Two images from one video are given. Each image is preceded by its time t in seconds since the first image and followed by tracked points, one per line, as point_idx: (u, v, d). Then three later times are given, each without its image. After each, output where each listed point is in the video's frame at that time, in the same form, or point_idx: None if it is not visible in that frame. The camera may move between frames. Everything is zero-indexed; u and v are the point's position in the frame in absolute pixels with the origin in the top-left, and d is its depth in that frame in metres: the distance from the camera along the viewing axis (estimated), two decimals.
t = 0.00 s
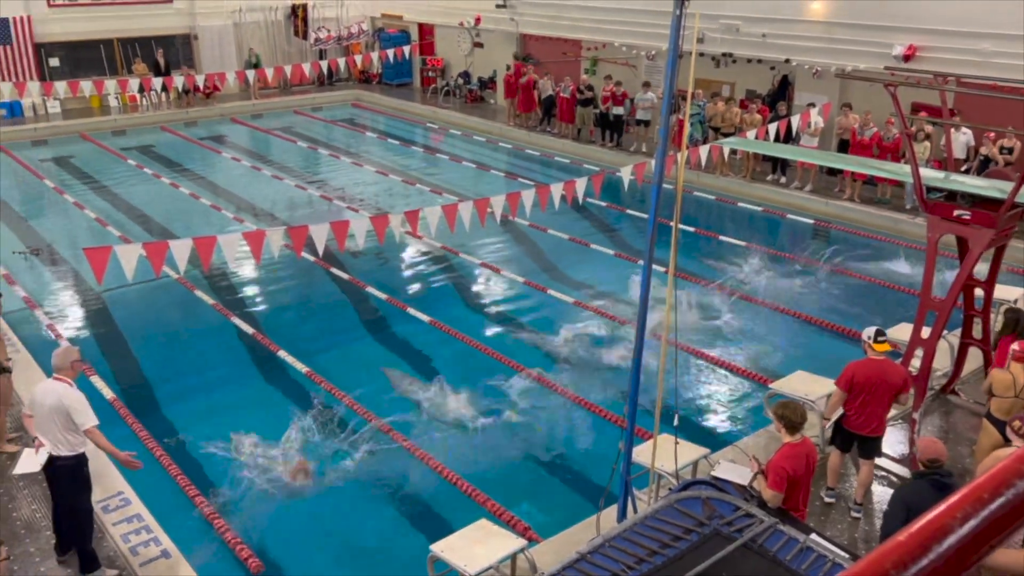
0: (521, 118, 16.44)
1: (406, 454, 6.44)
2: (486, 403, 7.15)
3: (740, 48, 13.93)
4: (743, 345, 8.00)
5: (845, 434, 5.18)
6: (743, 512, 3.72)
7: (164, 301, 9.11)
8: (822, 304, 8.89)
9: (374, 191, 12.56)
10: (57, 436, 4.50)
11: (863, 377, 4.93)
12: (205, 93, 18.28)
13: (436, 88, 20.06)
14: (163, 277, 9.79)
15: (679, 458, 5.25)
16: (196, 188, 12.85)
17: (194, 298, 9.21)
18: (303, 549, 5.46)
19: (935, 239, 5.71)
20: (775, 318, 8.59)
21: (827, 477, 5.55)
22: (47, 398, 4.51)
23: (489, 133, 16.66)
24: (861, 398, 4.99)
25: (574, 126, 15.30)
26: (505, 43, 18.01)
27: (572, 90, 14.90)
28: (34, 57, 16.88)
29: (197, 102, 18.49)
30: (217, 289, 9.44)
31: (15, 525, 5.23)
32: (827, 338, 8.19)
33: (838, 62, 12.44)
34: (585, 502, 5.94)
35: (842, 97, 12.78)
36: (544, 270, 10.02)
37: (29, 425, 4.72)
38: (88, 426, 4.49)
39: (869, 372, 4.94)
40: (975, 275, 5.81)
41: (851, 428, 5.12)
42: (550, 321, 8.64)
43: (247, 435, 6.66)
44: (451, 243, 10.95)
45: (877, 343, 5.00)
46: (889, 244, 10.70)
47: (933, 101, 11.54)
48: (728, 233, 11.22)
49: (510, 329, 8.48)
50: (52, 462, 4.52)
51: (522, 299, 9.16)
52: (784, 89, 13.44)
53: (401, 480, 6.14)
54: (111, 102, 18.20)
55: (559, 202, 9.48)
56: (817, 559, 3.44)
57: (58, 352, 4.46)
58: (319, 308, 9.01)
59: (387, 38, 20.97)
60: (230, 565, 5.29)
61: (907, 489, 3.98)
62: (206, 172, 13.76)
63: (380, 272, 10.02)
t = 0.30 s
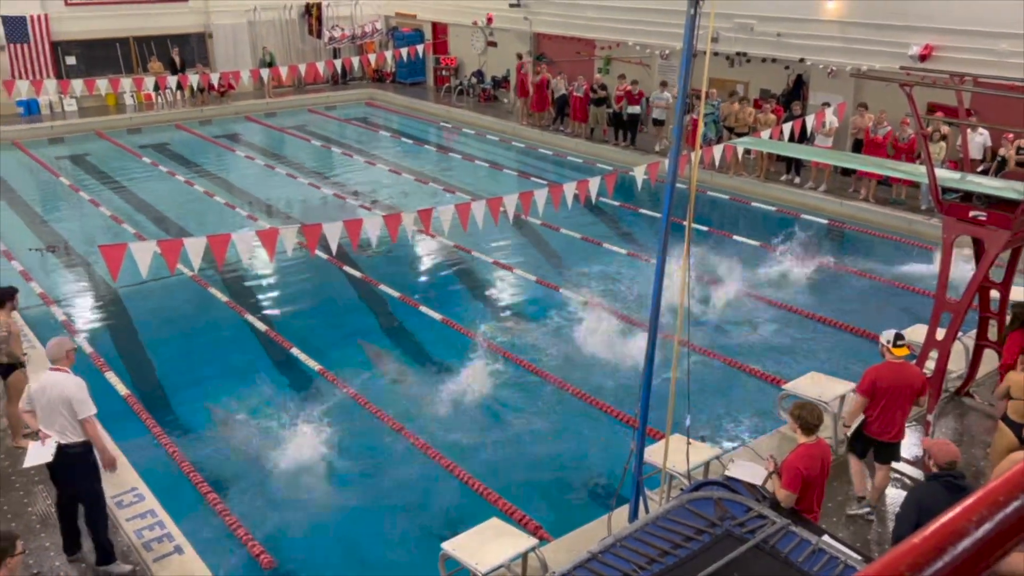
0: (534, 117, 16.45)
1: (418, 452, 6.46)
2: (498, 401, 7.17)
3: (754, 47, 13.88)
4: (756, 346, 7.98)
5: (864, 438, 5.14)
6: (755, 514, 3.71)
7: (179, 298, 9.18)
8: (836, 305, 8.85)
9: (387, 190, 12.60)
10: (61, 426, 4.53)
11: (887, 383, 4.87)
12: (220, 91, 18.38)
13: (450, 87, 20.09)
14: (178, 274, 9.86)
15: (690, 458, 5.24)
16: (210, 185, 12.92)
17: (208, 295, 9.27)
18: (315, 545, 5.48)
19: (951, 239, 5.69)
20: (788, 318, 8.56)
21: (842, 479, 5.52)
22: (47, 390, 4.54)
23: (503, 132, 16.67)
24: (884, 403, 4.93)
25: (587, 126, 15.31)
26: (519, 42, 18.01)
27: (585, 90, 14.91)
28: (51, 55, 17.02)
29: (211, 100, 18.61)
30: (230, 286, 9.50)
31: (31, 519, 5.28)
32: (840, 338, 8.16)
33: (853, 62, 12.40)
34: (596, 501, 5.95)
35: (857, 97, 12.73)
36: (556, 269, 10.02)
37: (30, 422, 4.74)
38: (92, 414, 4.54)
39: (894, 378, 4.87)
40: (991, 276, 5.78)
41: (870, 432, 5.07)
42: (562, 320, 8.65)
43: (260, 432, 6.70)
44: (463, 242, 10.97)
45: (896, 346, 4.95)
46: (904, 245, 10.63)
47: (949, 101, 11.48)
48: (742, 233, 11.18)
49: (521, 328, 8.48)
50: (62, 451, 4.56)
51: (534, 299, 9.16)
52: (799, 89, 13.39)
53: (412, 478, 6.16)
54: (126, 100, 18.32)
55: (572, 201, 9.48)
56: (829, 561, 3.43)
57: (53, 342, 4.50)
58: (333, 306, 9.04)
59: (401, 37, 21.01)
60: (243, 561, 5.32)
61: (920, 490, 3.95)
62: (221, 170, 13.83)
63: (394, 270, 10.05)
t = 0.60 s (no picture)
0: (542, 115, 16.43)
1: (424, 452, 6.46)
2: (505, 400, 7.16)
3: (764, 46, 13.82)
4: (764, 346, 7.95)
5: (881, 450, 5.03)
6: (763, 514, 3.69)
7: (188, 296, 9.20)
8: (845, 305, 8.81)
9: (395, 188, 12.61)
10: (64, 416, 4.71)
11: (904, 389, 4.83)
12: (229, 89, 18.43)
13: (458, 85, 20.08)
14: (186, 272, 9.89)
15: (698, 458, 5.23)
16: (219, 183, 12.96)
17: (217, 292, 9.30)
18: (322, 543, 5.50)
19: (961, 239, 5.66)
20: (797, 318, 8.52)
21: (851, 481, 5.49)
22: (43, 386, 4.70)
23: (511, 131, 16.65)
24: (903, 412, 4.85)
25: (595, 125, 15.30)
26: (528, 41, 17.99)
27: (594, 88, 14.89)
28: (61, 53, 17.09)
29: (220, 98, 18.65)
30: (239, 284, 9.52)
31: (39, 515, 5.31)
32: (849, 338, 8.11)
33: (863, 61, 12.32)
34: (603, 501, 5.94)
35: (867, 96, 12.68)
36: (564, 268, 10.01)
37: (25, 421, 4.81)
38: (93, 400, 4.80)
39: (910, 385, 4.84)
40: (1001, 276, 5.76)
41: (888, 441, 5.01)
42: (569, 318, 8.64)
43: (267, 430, 6.71)
44: (471, 240, 10.97)
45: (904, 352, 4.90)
46: (915, 245, 10.57)
47: (960, 100, 11.41)
48: (750, 233, 11.13)
49: (529, 327, 8.47)
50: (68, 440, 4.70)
51: (542, 298, 9.15)
52: (808, 87, 13.35)
53: (419, 477, 6.16)
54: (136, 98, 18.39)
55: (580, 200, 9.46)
56: (837, 561, 3.42)
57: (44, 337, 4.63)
58: (341, 304, 9.06)
59: (410, 35, 21.00)
60: (250, 559, 5.34)
61: (929, 491, 3.93)
62: (230, 168, 13.86)
63: (401, 268, 10.05)
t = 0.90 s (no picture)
0: (547, 114, 16.42)
1: (429, 450, 6.47)
2: (508, 399, 7.16)
3: (769, 45, 13.80)
4: (770, 347, 7.92)
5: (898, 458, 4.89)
6: (767, 513, 3.69)
7: (192, 294, 9.22)
8: (849, 305, 8.78)
9: (400, 187, 12.62)
10: (69, 405, 4.86)
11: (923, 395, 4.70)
12: (234, 88, 18.45)
13: (463, 84, 20.07)
14: (191, 270, 9.91)
15: (703, 458, 5.22)
16: (224, 182, 12.98)
17: (221, 291, 9.31)
18: (326, 540, 5.51)
19: (967, 239, 5.65)
20: (802, 318, 8.50)
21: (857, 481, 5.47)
22: (44, 377, 4.82)
23: (515, 130, 16.64)
24: (922, 419, 4.72)
25: (600, 123, 15.29)
26: (533, 40, 17.98)
27: (599, 87, 14.88)
28: (67, 52, 17.15)
29: (225, 96, 18.67)
30: (243, 283, 9.53)
31: (45, 512, 5.32)
32: (854, 338, 8.10)
33: (870, 59, 12.29)
34: (607, 500, 5.93)
35: (873, 95, 12.65)
36: (569, 267, 10.01)
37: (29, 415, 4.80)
38: (95, 388, 4.95)
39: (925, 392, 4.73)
40: (1007, 276, 5.73)
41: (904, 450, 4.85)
42: (574, 318, 8.63)
43: (272, 428, 6.73)
44: (475, 239, 10.97)
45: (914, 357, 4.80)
46: (920, 244, 10.54)
47: (966, 99, 11.39)
48: (755, 232, 11.09)
49: (533, 326, 8.47)
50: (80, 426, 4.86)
51: (546, 297, 9.15)
52: (813, 86, 13.28)
53: (424, 476, 6.17)
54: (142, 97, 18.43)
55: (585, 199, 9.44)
56: (842, 561, 3.42)
57: (47, 330, 4.77)
58: (345, 302, 9.06)
59: (415, 34, 20.98)
60: (255, 557, 5.35)
61: (936, 494, 3.91)
62: (235, 166, 13.88)
63: (406, 267, 10.06)
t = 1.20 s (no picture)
0: (550, 114, 16.42)
1: (433, 450, 6.46)
2: (511, 398, 7.16)
3: (773, 44, 13.79)
4: (774, 347, 7.89)
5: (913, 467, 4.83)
6: (770, 513, 3.69)
7: (195, 293, 9.23)
8: (852, 305, 8.76)
9: (403, 187, 12.61)
10: (73, 392, 4.93)
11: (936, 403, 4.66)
12: (238, 87, 18.46)
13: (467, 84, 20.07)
14: (195, 269, 9.92)
15: (706, 458, 5.21)
16: (228, 181, 12.99)
17: (225, 290, 9.32)
18: (328, 539, 5.52)
19: (970, 239, 5.62)
20: (805, 318, 8.48)
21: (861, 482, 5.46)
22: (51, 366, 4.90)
23: (518, 129, 16.64)
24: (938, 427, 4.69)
25: (603, 123, 15.29)
26: (536, 40, 17.99)
27: (602, 87, 14.87)
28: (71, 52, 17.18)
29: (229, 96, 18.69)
30: (246, 282, 9.54)
31: (47, 511, 5.33)
32: (857, 338, 8.08)
33: (874, 59, 12.28)
34: (610, 500, 5.93)
35: (877, 94, 12.62)
36: (572, 266, 10.00)
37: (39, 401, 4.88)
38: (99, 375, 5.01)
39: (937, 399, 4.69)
40: (1011, 276, 5.71)
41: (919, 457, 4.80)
42: (577, 318, 8.62)
43: (275, 427, 6.73)
44: (478, 239, 10.96)
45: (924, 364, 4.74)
46: (924, 244, 10.52)
47: (970, 98, 11.37)
48: (759, 232, 11.08)
49: (535, 326, 8.46)
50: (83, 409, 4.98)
51: (549, 297, 9.14)
52: (817, 86, 13.25)
53: (427, 475, 6.17)
54: (145, 96, 18.44)
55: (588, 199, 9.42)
56: (845, 561, 3.41)
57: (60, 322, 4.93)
58: (349, 302, 9.06)
59: (418, 33, 20.99)
60: (257, 556, 5.35)
61: (945, 495, 3.89)
62: (239, 166, 13.89)
63: (409, 267, 10.06)
